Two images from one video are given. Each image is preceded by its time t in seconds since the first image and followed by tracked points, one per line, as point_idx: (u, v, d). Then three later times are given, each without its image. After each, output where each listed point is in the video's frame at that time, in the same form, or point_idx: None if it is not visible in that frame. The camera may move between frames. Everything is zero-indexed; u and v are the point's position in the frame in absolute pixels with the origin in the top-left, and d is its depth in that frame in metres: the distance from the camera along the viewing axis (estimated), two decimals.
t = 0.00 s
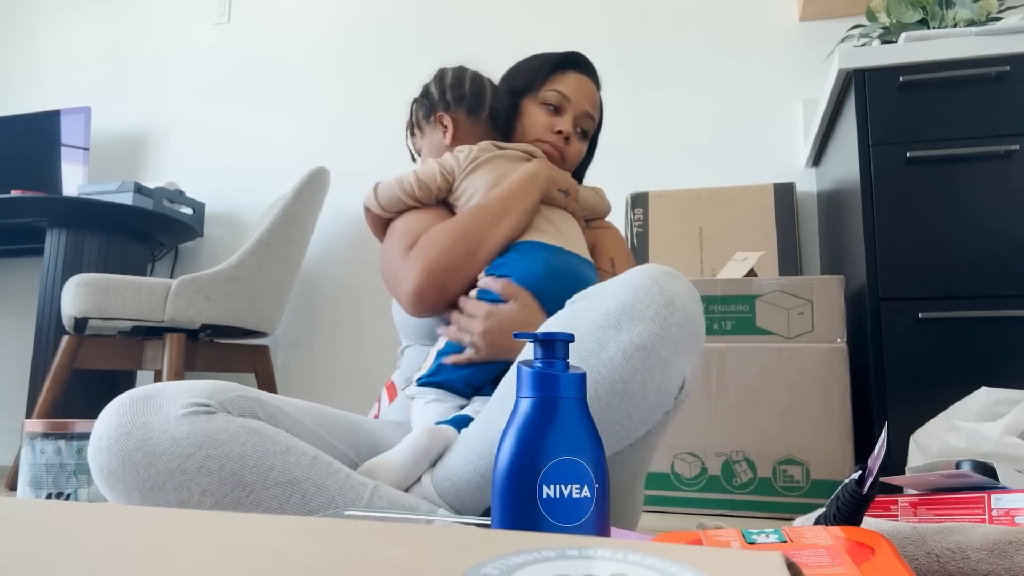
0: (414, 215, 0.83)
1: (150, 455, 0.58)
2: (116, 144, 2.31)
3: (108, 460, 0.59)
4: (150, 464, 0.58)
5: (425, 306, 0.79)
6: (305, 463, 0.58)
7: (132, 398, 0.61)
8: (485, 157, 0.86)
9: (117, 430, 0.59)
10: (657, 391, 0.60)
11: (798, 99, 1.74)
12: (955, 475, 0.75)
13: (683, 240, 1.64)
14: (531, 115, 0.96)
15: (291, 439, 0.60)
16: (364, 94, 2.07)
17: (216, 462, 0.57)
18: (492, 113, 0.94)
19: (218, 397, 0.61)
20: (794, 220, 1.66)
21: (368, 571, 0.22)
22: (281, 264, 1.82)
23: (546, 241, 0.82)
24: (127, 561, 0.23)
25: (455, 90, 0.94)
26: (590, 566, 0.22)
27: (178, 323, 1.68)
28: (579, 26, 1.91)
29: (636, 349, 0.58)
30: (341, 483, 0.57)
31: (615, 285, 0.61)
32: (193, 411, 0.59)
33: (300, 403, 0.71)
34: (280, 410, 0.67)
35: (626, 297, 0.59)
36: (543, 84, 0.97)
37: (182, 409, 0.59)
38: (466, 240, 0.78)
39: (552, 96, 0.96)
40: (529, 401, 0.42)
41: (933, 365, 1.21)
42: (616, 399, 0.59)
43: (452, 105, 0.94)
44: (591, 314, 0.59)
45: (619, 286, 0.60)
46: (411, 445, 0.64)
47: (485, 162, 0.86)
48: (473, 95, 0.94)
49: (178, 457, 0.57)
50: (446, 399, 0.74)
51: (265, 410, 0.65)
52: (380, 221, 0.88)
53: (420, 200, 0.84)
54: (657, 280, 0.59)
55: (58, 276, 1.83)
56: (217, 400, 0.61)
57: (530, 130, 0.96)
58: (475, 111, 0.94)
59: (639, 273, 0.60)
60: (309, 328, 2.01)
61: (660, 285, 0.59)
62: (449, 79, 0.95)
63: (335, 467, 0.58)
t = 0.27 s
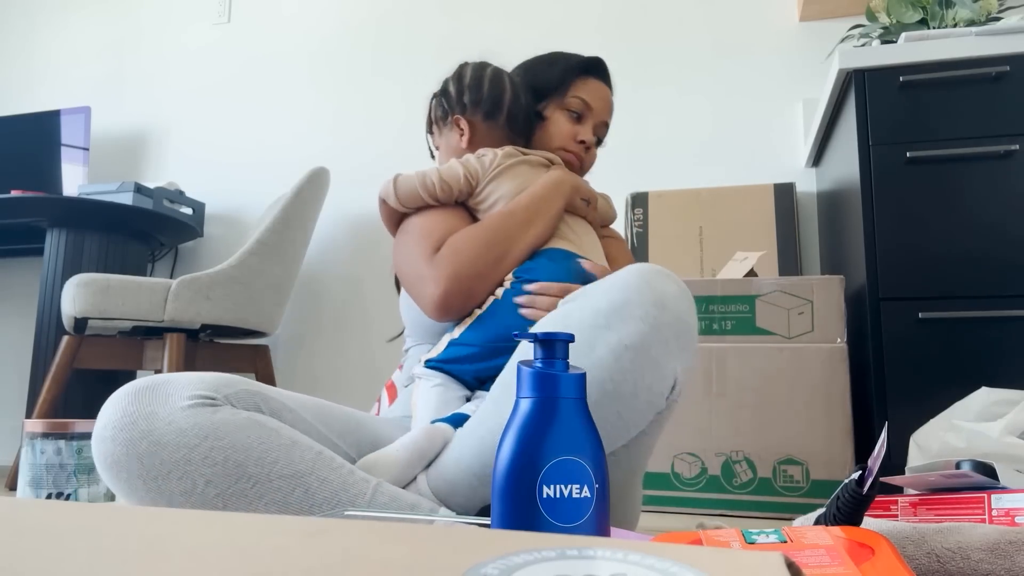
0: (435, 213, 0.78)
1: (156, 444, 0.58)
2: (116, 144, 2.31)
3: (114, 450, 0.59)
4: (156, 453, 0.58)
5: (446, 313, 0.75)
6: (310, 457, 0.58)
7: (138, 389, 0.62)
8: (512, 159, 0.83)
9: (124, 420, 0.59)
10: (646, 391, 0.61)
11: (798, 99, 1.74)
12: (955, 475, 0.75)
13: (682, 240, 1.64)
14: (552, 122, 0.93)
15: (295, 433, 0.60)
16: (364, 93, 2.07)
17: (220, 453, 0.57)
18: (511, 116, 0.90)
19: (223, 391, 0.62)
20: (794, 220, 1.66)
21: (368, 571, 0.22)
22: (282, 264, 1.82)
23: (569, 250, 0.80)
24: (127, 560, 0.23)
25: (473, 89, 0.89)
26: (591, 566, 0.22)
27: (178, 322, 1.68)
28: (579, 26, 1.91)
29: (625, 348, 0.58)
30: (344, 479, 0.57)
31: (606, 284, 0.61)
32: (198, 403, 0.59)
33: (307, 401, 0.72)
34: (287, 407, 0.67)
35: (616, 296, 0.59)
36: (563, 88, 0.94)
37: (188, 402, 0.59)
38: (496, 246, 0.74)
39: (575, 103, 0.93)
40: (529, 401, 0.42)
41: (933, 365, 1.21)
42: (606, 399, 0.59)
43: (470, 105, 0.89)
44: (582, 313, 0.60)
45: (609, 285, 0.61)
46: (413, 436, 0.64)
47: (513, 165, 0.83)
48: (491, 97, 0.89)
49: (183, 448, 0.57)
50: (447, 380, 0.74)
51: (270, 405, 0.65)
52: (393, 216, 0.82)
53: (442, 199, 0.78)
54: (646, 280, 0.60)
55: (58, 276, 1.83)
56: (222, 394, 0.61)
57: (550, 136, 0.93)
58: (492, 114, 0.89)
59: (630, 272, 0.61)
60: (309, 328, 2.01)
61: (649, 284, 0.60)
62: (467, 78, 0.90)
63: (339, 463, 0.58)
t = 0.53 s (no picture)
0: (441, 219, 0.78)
1: (171, 413, 0.58)
2: (116, 144, 2.31)
3: (128, 418, 0.59)
4: (170, 420, 0.58)
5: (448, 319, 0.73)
6: (321, 438, 0.58)
7: (158, 357, 0.62)
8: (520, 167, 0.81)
9: (140, 386, 0.59)
10: (633, 380, 0.61)
11: (798, 99, 1.74)
12: (956, 475, 0.75)
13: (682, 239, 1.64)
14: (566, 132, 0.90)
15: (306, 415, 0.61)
16: (364, 93, 2.07)
17: (233, 427, 0.57)
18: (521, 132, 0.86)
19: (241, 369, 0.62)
20: (794, 220, 1.66)
21: (368, 572, 0.22)
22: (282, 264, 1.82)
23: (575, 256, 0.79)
24: (127, 561, 0.23)
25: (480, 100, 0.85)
26: (590, 566, 0.22)
27: (178, 322, 1.68)
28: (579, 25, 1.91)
29: (608, 337, 0.58)
30: (353, 464, 0.58)
31: (590, 274, 0.62)
32: (214, 377, 0.60)
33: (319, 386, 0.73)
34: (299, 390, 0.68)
35: (599, 285, 0.60)
36: (577, 96, 0.90)
37: (205, 374, 0.60)
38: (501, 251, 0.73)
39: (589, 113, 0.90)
40: (529, 401, 0.42)
41: (933, 365, 1.21)
42: (593, 389, 0.59)
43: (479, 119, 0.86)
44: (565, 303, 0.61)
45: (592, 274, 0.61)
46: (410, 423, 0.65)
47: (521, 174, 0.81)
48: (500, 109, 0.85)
49: (197, 417, 0.57)
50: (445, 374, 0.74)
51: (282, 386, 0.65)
52: (401, 217, 0.82)
53: (447, 205, 0.78)
54: (629, 266, 0.60)
55: (58, 276, 1.83)
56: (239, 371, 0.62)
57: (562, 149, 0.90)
58: (497, 128, 0.85)
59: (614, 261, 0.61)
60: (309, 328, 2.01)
61: (632, 271, 0.60)
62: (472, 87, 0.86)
63: (348, 447, 0.59)
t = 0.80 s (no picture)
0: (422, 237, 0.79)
1: (168, 433, 0.58)
2: (116, 144, 2.30)
3: (125, 437, 0.59)
4: (167, 442, 0.57)
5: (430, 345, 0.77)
6: (322, 450, 0.58)
7: (150, 377, 0.61)
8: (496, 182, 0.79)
9: (135, 408, 0.59)
10: (634, 448, 0.61)
11: (798, 99, 1.74)
12: (956, 475, 0.75)
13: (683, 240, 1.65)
14: (582, 136, 0.87)
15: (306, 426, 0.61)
16: (364, 93, 2.07)
17: (233, 442, 0.57)
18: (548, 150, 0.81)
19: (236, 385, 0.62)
20: (794, 219, 1.66)
21: (369, 572, 0.22)
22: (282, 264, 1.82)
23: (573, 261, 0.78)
24: (127, 561, 0.23)
25: (509, 116, 0.77)
26: (590, 567, 0.22)
27: (178, 323, 1.68)
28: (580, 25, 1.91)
29: (616, 404, 0.57)
30: (355, 473, 0.58)
31: (609, 331, 0.60)
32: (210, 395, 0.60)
33: (314, 393, 0.73)
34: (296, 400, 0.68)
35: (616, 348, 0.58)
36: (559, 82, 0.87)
37: (200, 393, 0.60)
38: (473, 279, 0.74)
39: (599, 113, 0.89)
40: (529, 401, 0.42)
41: (933, 365, 1.21)
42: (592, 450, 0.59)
43: (504, 138, 0.78)
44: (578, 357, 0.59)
45: (612, 332, 0.60)
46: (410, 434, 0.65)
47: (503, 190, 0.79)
48: (530, 127, 0.78)
49: (196, 436, 0.57)
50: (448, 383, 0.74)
51: (278, 397, 0.66)
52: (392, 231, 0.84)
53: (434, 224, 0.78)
54: (650, 332, 0.59)
55: (58, 276, 1.83)
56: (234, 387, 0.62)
57: (579, 155, 0.88)
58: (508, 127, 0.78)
59: (635, 324, 0.59)
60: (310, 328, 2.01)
61: (653, 338, 0.58)
62: (498, 99, 0.77)
63: (350, 457, 0.59)
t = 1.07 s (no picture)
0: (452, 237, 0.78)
1: (175, 415, 0.58)
2: (116, 144, 2.31)
3: (130, 419, 0.59)
4: (174, 425, 0.57)
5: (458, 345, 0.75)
6: (327, 442, 0.59)
7: (158, 358, 0.62)
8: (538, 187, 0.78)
9: (141, 390, 0.59)
10: (653, 490, 0.60)
11: (797, 99, 1.74)
12: (956, 475, 0.75)
13: (682, 240, 1.65)
14: (623, 136, 0.86)
15: (311, 418, 0.61)
16: (364, 93, 2.07)
17: (240, 429, 0.57)
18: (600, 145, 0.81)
19: (244, 372, 0.63)
20: (794, 219, 1.66)
21: (369, 572, 0.22)
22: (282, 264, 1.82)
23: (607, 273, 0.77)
24: (127, 561, 0.23)
25: (568, 110, 0.77)
26: (589, 566, 0.22)
27: (178, 323, 1.68)
28: (579, 25, 1.91)
29: (641, 449, 0.57)
30: (361, 466, 0.58)
31: (640, 370, 0.59)
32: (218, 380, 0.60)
33: (320, 387, 0.74)
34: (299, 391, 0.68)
35: (648, 391, 0.57)
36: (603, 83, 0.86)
37: (208, 378, 0.60)
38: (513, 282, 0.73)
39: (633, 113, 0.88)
40: (529, 401, 0.42)
41: (932, 364, 1.21)
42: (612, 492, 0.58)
43: (561, 132, 0.78)
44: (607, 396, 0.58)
45: (643, 373, 0.58)
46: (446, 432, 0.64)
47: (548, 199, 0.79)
48: (587, 122, 0.78)
49: (203, 421, 0.57)
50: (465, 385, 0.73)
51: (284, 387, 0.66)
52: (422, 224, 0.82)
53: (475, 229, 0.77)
54: (684, 379, 0.57)
55: (58, 276, 1.83)
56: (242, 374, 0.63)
57: (618, 155, 0.87)
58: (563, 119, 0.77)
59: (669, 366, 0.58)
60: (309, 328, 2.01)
61: (687, 386, 0.57)
62: (558, 92, 0.76)
63: (354, 451, 0.60)
